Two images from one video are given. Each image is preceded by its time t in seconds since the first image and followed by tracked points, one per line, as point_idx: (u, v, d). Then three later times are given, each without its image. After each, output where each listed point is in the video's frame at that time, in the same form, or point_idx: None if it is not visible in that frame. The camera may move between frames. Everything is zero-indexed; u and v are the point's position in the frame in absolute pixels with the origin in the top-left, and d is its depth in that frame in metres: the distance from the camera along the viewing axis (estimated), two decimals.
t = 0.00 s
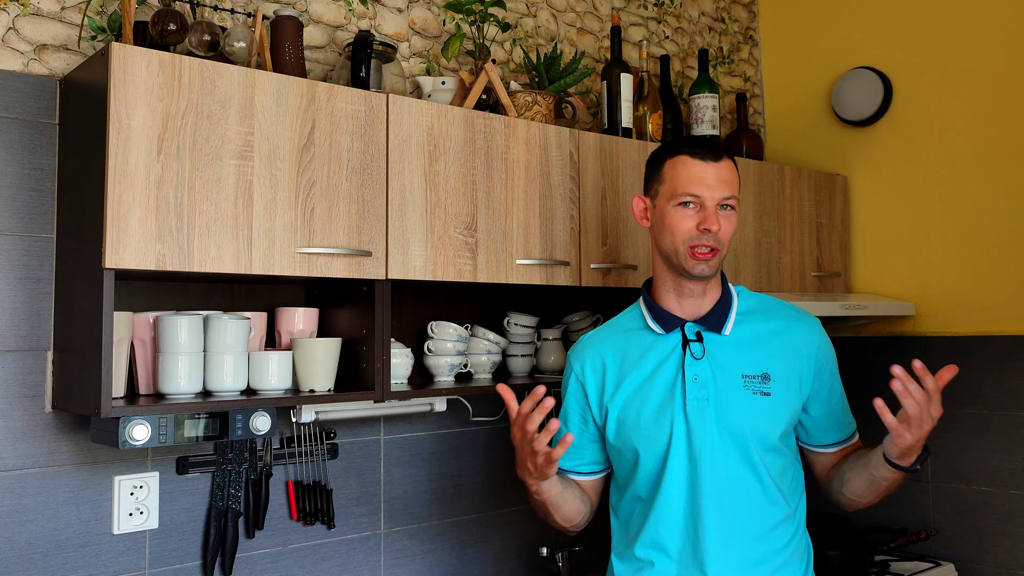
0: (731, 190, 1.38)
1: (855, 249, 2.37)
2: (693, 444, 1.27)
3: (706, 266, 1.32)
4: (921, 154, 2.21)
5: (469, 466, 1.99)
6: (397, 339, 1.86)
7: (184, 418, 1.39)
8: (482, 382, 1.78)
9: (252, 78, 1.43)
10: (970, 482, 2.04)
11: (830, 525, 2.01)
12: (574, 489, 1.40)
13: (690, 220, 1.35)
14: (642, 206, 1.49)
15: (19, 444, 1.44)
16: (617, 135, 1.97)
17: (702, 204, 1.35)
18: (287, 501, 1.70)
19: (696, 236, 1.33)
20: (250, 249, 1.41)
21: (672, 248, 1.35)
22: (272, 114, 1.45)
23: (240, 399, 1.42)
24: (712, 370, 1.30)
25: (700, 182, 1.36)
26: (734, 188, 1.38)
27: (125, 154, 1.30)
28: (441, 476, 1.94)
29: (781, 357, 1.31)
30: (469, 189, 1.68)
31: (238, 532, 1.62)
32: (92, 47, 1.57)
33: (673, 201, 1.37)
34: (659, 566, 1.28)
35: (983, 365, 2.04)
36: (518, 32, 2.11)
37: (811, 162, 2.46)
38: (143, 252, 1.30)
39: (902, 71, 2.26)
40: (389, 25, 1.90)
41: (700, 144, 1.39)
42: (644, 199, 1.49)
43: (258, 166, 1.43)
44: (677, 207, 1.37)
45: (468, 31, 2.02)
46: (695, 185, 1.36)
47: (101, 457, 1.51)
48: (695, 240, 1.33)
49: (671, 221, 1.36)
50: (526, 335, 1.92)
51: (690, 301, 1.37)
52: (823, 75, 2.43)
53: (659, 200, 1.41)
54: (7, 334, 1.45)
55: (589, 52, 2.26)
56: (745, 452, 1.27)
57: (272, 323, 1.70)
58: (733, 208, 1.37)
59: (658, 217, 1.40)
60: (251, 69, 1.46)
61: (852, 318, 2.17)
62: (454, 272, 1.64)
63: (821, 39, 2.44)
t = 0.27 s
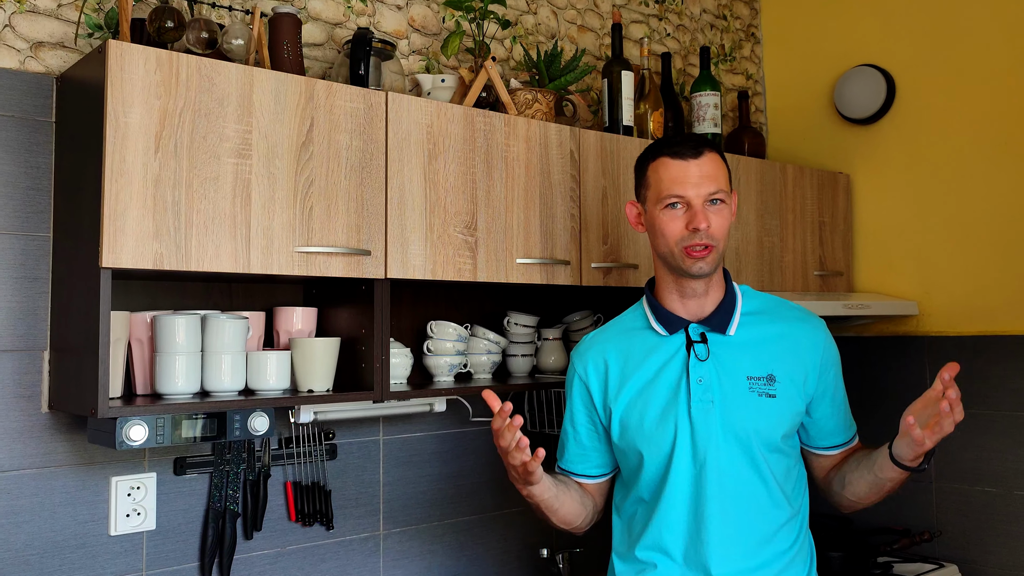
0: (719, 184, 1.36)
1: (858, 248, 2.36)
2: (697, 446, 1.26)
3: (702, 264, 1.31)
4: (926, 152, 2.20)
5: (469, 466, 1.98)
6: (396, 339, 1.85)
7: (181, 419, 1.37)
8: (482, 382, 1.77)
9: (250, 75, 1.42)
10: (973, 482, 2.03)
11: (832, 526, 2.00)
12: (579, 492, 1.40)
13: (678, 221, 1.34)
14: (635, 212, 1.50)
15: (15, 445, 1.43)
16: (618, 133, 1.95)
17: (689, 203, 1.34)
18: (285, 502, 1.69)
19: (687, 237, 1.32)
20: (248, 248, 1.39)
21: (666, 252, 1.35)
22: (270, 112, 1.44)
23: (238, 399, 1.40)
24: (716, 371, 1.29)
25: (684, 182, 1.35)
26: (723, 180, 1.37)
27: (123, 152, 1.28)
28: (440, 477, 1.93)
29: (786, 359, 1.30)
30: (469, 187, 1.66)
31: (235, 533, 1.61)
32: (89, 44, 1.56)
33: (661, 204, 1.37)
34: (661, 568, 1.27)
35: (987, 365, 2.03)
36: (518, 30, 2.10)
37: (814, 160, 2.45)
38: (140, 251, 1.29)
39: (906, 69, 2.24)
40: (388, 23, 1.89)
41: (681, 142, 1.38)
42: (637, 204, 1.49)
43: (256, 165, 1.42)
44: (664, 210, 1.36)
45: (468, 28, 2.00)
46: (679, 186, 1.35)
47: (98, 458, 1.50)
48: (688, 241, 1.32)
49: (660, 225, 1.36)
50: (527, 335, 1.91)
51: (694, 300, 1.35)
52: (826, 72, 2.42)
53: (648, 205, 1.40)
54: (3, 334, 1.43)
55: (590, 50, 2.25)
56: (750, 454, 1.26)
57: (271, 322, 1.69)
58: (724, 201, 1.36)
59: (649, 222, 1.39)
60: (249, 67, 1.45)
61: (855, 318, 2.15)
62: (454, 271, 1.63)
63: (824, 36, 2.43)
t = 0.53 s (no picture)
0: (710, 177, 1.36)
1: (861, 247, 2.35)
2: (700, 446, 1.25)
3: (700, 257, 1.30)
4: (930, 150, 2.18)
5: (469, 467, 1.97)
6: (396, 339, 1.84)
7: (179, 419, 1.36)
8: (482, 382, 1.76)
9: (248, 73, 1.41)
10: (977, 483, 2.02)
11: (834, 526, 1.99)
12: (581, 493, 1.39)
13: (672, 217, 1.34)
14: (632, 215, 1.52)
15: (11, 445, 1.42)
16: (619, 131, 1.94)
17: (681, 198, 1.34)
18: (283, 503, 1.67)
19: (682, 231, 1.32)
20: (246, 248, 1.38)
21: (663, 250, 1.35)
22: (268, 110, 1.43)
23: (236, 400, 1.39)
24: (719, 371, 1.28)
25: (674, 177, 1.36)
26: (714, 173, 1.37)
27: (119, 151, 1.27)
28: (440, 478, 1.92)
29: (791, 358, 1.28)
30: (469, 186, 1.65)
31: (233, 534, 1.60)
32: (86, 42, 1.55)
33: (653, 202, 1.37)
34: (663, 569, 1.26)
35: (990, 365, 2.02)
36: (518, 27, 2.09)
37: (816, 158, 2.44)
38: (137, 250, 1.28)
39: (909, 67, 2.23)
40: (388, 20, 1.87)
41: (668, 138, 1.39)
42: (633, 206, 1.50)
43: (254, 163, 1.41)
44: (658, 207, 1.36)
45: (468, 26, 1.99)
46: (670, 181, 1.36)
47: (94, 458, 1.49)
48: (683, 235, 1.31)
49: (655, 223, 1.36)
50: (527, 335, 1.89)
51: (695, 296, 1.35)
52: (829, 70, 2.41)
53: (642, 206, 1.41)
54: None
55: (590, 48, 2.24)
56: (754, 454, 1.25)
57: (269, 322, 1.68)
58: (716, 194, 1.36)
59: (644, 222, 1.40)
60: (247, 64, 1.43)
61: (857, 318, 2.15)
62: (453, 270, 1.62)
63: (826, 34, 2.42)
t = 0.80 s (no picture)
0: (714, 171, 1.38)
1: (864, 246, 2.33)
2: (699, 446, 1.24)
3: (705, 245, 1.29)
4: (933, 149, 2.17)
5: (469, 467, 1.96)
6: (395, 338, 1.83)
7: (176, 419, 1.35)
8: (482, 382, 1.75)
9: (246, 70, 1.40)
10: (980, 484, 2.01)
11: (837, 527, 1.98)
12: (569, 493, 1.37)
13: (677, 207, 1.34)
14: (631, 213, 1.50)
15: (8, 446, 1.40)
16: (620, 129, 1.93)
17: (686, 188, 1.35)
18: (282, 504, 1.66)
19: (687, 220, 1.32)
20: (244, 247, 1.37)
21: (667, 240, 1.34)
22: (266, 108, 1.41)
23: (234, 400, 1.38)
24: (719, 370, 1.27)
25: (679, 169, 1.37)
26: (717, 168, 1.38)
27: (116, 149, 1.26)
28: (440, 478, 1.90)
29: (791, 357, 1.27)
30: (469, 185, 1.64)
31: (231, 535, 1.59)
32: (82, 39, 1.53)
33: (658, 193, 1.37)
34: (662, 570, 1.25)
35: (994, 365, 2.01)
36: (518, 24, 2.08)
37: (818, 156, 2.43)
38: (134, 249, 1.26)
39: (912, 65, 2.22)
40: (387, 17, 1.86)
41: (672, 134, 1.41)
42: (632, 206, 1.49)
43: (253, 162, 1.39)
44: (663, 198, 1.37)
45: (467, 23, 1.98)
46: (675, 173, 1.37)
47: (91, 459, 1.48)
48: (688, 224, 1.31)
49: (659, 214, 1.36)
50: (527, 335, 1.88)
51: (697, 290, 1.33)
52: (831, 67, 2.40)
53: (645, 199, 1.41)
54: None
55: (591, 45, 2.22)
56: (754, 454, 1.24)
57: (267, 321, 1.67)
58: (720, 188, 1.37)
59: (647, 216, 1.39)
60: (245, 61, 1.42)
61: (860, 317, 2.13)
62: (453, 269, 1.60)
63: (829, 31, 2.41)
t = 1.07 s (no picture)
0: (691, 175, 1.35)
1: (866, 245, 2.32)
2: (700, 447, 1.24)
3: (689, 258, 1.28)
4: (936, 147, 2.16)
5: (469, 468, 1.95)
6: (394, 338, 1.82)
7: (174, 420, 1.34)
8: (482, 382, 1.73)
9: (244, 68, 1.38)
10: (983, 485, 2.00)
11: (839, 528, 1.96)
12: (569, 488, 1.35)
13: (656, 222, 1.33)
14: (627, 221, 1.52)
15: (3, 447, 1.39)
16: (621, 127, 1.92)
17: (661, 201, 1.33)
18: (280, 505, 1.65)
19: (667, 235, 1.31)
20: (242, 246, 1.36)
21: (653, 256, 1.33)
22: (264, 106, 1.40)
23: (232, 401, 1.37)
24: (720, 371, 1.26)
25: (652, 181, 1.35)
26: (693, 170, 1.35)
27: (113, 147, 1.25)
28: (440, 479, 1.89)
29: (793, 358, 1.26)
30: (468, 184, 1.63)
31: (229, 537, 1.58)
32: (79, 36, 1.52)
33: (638, 209, 1.36)
34: (663, 572, 1.24)
35: (998, 365, 2.00)
36: (518, 22, 2.06)
37: (821, 155, 2.42)
38: (130, 248, 1.25)
39: (915, 63, 2.21)
40: (386, 14, 1.85)
41: (645, 141, 1.38)
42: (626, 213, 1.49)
43: (251, 160, 1.38)
44: (643, 213, 1.35)
45: (467, 20, 1.97)
46: (649, 186, 1.35)
47: (88, 459, 1.47)
48: (668, 238, 1.30)
49: (641, 231, 1.35)
50: (527, 334, 1.87)
51: (695, 298, 1.32)
52: (834, 65, 2.38)
53: (629, 214, 1.40)
54: None
55: (591, 42, 2.21)
56: (756, 456, 1.23)
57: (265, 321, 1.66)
58: (698, 191, 1.34)
59: (634, 230, 1.39)
60: (243, 59, 1.41)
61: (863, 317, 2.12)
62: (452, 268, 1.59)
63: (831, 29, 2.39)
